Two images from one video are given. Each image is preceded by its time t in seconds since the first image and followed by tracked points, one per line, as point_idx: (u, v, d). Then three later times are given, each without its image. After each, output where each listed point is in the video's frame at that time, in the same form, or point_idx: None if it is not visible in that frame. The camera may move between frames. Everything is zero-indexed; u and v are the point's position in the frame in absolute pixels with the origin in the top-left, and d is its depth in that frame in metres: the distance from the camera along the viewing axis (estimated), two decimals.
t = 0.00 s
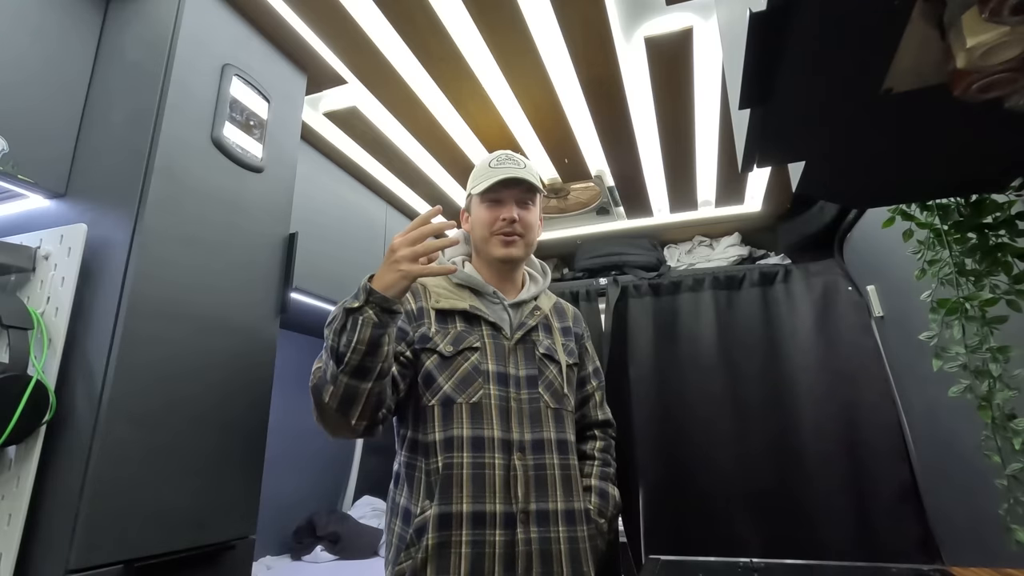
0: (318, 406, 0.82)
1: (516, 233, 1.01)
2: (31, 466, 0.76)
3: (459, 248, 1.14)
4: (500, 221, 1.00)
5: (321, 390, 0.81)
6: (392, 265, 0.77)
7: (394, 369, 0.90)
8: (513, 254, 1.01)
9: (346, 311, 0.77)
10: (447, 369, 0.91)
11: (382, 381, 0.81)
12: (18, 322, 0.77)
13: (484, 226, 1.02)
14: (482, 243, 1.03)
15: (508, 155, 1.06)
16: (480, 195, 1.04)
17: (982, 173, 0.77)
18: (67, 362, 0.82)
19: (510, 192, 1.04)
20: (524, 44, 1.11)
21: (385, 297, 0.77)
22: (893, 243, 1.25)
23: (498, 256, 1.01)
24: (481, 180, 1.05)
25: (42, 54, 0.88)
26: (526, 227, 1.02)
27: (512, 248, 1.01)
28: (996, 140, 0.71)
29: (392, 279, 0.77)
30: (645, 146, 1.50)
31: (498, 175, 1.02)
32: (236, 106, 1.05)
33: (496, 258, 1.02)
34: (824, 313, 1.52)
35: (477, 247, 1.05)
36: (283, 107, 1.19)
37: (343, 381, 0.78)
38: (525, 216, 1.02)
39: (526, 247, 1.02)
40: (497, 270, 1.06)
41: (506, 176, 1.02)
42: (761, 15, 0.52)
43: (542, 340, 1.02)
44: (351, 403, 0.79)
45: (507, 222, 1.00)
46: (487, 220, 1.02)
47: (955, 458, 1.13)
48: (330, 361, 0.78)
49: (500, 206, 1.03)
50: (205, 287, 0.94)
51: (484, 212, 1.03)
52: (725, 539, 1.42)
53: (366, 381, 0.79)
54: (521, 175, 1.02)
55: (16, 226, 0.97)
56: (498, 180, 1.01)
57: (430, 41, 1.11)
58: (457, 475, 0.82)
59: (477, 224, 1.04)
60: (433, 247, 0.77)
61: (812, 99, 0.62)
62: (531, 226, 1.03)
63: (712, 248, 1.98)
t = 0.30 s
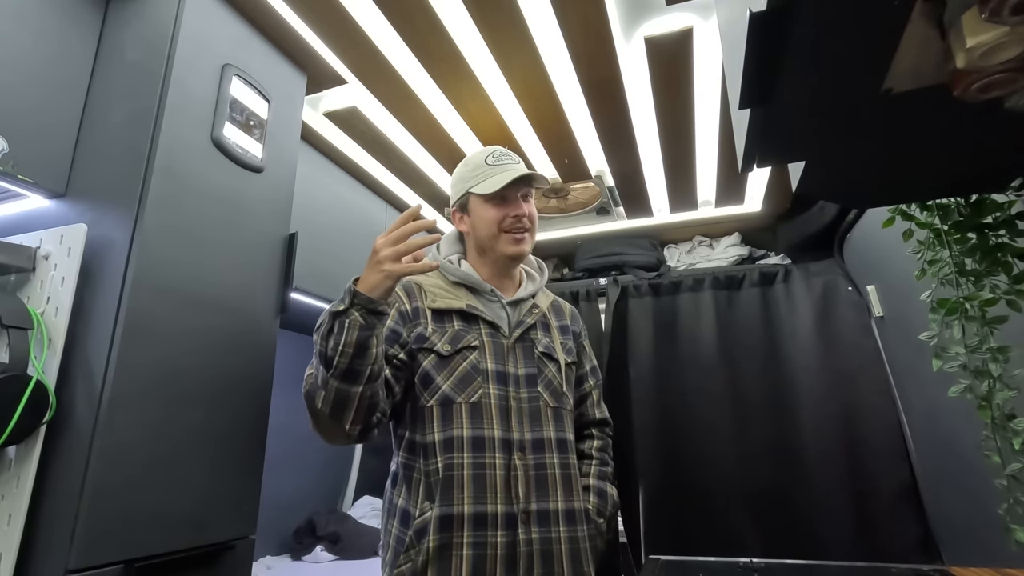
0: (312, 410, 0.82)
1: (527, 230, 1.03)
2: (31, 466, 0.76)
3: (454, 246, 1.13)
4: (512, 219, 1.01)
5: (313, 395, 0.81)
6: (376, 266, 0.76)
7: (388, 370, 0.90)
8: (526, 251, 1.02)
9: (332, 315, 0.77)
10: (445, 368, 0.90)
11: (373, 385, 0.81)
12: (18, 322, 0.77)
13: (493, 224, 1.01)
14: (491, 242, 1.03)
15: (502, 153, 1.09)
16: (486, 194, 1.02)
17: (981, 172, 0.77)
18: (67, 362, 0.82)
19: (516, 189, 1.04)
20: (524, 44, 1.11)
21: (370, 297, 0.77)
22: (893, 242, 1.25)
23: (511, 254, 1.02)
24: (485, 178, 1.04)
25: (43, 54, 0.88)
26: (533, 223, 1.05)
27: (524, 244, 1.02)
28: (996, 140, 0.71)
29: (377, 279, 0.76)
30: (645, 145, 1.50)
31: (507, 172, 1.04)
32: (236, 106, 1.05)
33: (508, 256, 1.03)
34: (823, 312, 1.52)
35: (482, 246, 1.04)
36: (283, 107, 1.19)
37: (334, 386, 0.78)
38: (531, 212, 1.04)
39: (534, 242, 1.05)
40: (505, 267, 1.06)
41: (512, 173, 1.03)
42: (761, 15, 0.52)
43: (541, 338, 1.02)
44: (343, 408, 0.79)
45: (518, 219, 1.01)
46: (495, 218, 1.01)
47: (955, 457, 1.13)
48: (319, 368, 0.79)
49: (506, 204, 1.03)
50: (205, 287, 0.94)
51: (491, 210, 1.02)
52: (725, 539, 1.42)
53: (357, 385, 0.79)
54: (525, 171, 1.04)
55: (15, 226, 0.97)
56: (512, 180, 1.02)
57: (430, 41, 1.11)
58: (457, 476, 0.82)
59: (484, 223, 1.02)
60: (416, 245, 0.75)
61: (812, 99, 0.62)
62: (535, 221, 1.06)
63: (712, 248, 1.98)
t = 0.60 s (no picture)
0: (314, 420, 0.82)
1: (520, 226, 1.02)
2: (31, 466, 0.76)
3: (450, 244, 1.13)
4: (504, 215, 1.01)
5: (314, 407, 0.81)
6: (368, 272, 0.76)
7: (388, 376, 0.89)
8: (521, 247, 1.02)
9: (327, 324, 0.77)
10: (445, 369, 0.90)
11: (373, 392, 0.81)
12: (18, 322, 0.77)
13: (487, 222, 1.02)
14: (486, 241, 1.03)
15: (494, 149, 1.09)
16: (480, 192, 1.02)
17: (981, 173, 0.77)
18: (67, 362, 0.82)
19: (510, 186, 1.04)
20: (525, 44, 1.11)
21: (363, 305, 0.76)
22: (893, 242, 1.25)
23: (506, 250, 1.01)
24: (478, 175, 1.04)
25: (42, 54, 0.88)
26: (526, 219, 1.05)
27: (518, 240, 1.02)
28: (997, 139, 0.71)
29: (369, 286, 0.76)
30: (645, 146, 1.50)
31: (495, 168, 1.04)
32: (236, 106, 1.05)
33: (503, 253, 1.02)
34: (823, 312, 1.52)
35: (477, 244, 1.05)
36: (283, 106, 1.19)
37: (333, 397, 0.78)
38: (524, 208, 1.04)
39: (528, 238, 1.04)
40: (501, 264, 1.06)
41: (504, 168, 1.03)
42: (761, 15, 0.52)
43: (540, 337, 1.02)
44: (345, 417, 0.79)
45: (513, 216, 1.02)
46: (489, 215, 1.02)
47: (955, 458, 1.13)
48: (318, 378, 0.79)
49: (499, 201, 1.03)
50: (205, 287, 0.94)
51: (484, 208, 1.03)
52: (725, 538, 1.42)
53: (357, 394, 0.79)
54: (517, 167, 1.04)
55: (15, 226, 0.97)
56: (503, 176, 1.01)
57: (430, 41, 1.11)
58: (458, 478, 0.82)
59: (479, 222, 1.03)
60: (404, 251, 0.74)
61: (812, 99, 0.62)
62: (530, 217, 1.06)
63: (712, 248, 1.98)
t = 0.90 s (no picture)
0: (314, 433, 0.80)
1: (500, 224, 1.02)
2: (31, 466, 0.76)
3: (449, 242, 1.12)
4: (484, 214, 1.02)
5: (316, 433, 0.80)
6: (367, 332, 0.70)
7: (390, 382, 0.90)
8: (500, 246, 1.01)
9: (330, 379, 0.74)
10: (443, 371, 0.90)
11: (378, 425, 0.80)
12: (18, 322, 0.77)
13: (468, 221, 1.03)
14: (466, 233, 1.04)
15: (480, 142, 1.07)
16: (458, 185, 1.06)
17: (981, 172, 0.77)
18: (67, 362, 0.82)
19: (489, 178, 1.05)
20: (525, 44, 1.11)
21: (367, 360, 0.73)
22: (893, 242, 1.25)
23: (484, 250, 1.02)
24: (462, 170, 1.04)
25: (42, 54, 0.87)
26: (510, 216, 1.03)
27: (497, 239, 1.02)
28: (997, 140, 0.70)
29: (371, 344, 0.71)
30: (645, 146, 1.51)
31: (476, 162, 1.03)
32: (236, 106, 1.05)
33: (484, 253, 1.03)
34: (823, 312, 1.52)
35: (465, 243, 1.07)
36: (283, 106, 1.19)
37: (337, 434, 0.77)
38: (506, 204, 1.03)
39: (513, 235, 1.03)
40: (488, 264, 1.06)
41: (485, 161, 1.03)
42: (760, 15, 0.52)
43: (539, 337, 1.02)
44: (351, 450, 0.79)
45: (489, 209, 1.01)
46: (470, 214, 1.03)
47: (955, 458, 1.13)
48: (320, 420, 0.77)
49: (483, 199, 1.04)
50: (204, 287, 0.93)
51: (467, 207, 1.04)
52: (725, 539, 1.42)
53: (362, 432, 0.78)
54: (500, 159, 1.03)
55: (16, 226, 0.97)
56: (474, 166, 1.03)
57: (430, 42, 1.11)
58: (458, 481, 0.82)
59: (459, 215, 1.05)
60: (407, 314, 0.65)
61: (811, 99, 0.62)
62: (515, 211, 1.04)
63: (712, 248, 1.98)
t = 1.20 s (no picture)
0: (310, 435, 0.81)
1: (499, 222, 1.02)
2: (30, 466, 0.76)
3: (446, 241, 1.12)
4: (483, 213, 1.02)
5: (313, 438, 0.80)
6: (369, 349, 0.68)
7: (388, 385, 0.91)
8: (499, 244, 1.01)
9: (328, 394, 0.74)
10: (441, 371, 0.90)
11: (376, 432, 0.81)
12: (18, 322, 0.77)
13: (467, 220, 1.03)
14: (465, 233, 1.04)
15: (474, 141, 1.08)
16: (455, 186, 1.05)
17: (981, 172, 0.77)
18: (67, 362, 0.82)
19: (485, 177, 1.05)
20: (525, 45, 1.12)
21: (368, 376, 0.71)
22: (893, 242, 1.25)
23: (484, 249, 1.02)
24: (457, 170, 1.04)
25: (42, 54, 0.87)
26: (509, 214, 1.03)
27: (497, 238, 1.01)
28: (997, 140, 0.70)
29: (372, 360, 0.69)
30: (645, 146, 1.51)
31: (470, 161, 1.03)
32: (236, 106, 1.05)
33: (484, 252, 1.03)
34: (823, 312, 1.52)
35: (464, 243, 1.06)
36: (283, 107, 1.19)
37: (335, 441, 0.77)
38: (504, 203, 1.03)
39: (511, 233, 1.03)
40: (488, 262, 1.06)
41: (480, 160, 1.03)
42: (760, 15, 0.52)
43: (538, 335, 1.02)
44: (347, 455, 0.80)
45: (488, 208, 1.01)
46: (468, 214, 1.03)
47: (955, 458, 1.13)
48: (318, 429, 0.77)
49: (481, 199, 1.03)
50: (204, 287, 0.93)
51: (465, 207, 1.04)
52: (724, 539, 1.42)
53: (361, 438, 0.78)
54: (494, 157, 1.04)
55: (16, 226, 0.97)
56: (469, 166, 1.03)
57: (430, 42, 1.11)
58: (457, 481, 0.82)
59: (457, 216, 1.05)
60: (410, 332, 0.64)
61: (810, 100, 0.62)
62: (512, 209, 1.04)
63: (712, 248, 1.98)
